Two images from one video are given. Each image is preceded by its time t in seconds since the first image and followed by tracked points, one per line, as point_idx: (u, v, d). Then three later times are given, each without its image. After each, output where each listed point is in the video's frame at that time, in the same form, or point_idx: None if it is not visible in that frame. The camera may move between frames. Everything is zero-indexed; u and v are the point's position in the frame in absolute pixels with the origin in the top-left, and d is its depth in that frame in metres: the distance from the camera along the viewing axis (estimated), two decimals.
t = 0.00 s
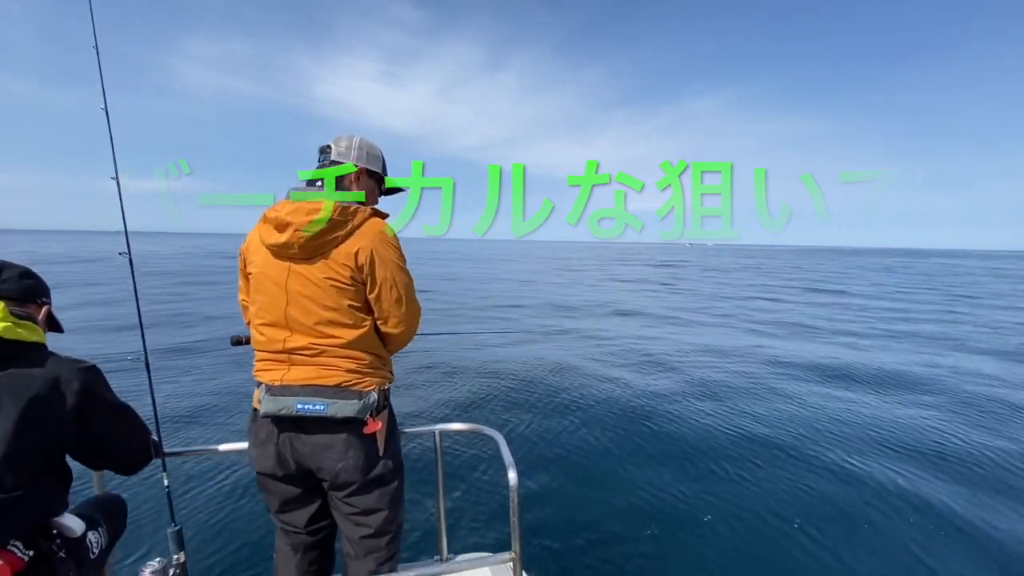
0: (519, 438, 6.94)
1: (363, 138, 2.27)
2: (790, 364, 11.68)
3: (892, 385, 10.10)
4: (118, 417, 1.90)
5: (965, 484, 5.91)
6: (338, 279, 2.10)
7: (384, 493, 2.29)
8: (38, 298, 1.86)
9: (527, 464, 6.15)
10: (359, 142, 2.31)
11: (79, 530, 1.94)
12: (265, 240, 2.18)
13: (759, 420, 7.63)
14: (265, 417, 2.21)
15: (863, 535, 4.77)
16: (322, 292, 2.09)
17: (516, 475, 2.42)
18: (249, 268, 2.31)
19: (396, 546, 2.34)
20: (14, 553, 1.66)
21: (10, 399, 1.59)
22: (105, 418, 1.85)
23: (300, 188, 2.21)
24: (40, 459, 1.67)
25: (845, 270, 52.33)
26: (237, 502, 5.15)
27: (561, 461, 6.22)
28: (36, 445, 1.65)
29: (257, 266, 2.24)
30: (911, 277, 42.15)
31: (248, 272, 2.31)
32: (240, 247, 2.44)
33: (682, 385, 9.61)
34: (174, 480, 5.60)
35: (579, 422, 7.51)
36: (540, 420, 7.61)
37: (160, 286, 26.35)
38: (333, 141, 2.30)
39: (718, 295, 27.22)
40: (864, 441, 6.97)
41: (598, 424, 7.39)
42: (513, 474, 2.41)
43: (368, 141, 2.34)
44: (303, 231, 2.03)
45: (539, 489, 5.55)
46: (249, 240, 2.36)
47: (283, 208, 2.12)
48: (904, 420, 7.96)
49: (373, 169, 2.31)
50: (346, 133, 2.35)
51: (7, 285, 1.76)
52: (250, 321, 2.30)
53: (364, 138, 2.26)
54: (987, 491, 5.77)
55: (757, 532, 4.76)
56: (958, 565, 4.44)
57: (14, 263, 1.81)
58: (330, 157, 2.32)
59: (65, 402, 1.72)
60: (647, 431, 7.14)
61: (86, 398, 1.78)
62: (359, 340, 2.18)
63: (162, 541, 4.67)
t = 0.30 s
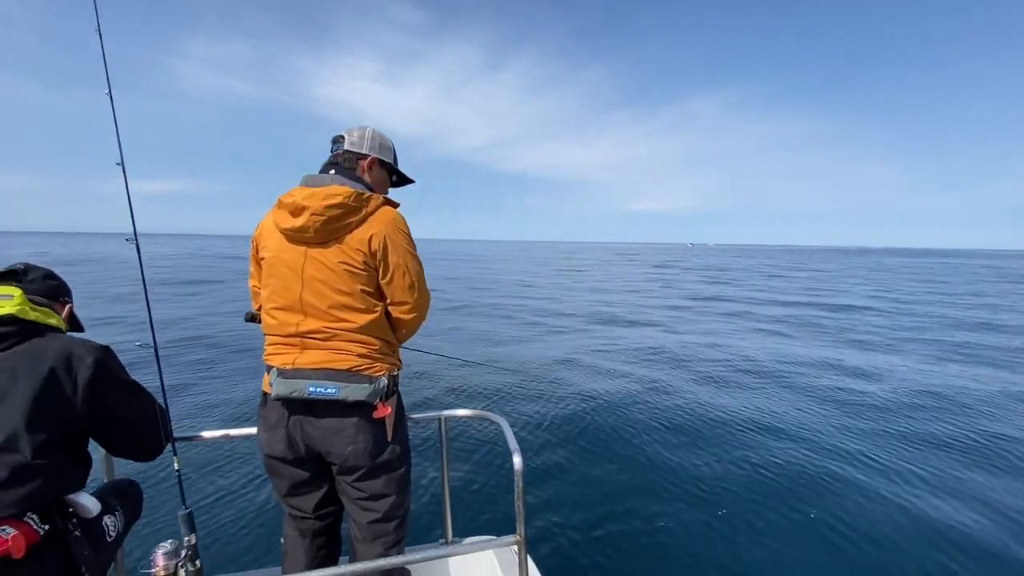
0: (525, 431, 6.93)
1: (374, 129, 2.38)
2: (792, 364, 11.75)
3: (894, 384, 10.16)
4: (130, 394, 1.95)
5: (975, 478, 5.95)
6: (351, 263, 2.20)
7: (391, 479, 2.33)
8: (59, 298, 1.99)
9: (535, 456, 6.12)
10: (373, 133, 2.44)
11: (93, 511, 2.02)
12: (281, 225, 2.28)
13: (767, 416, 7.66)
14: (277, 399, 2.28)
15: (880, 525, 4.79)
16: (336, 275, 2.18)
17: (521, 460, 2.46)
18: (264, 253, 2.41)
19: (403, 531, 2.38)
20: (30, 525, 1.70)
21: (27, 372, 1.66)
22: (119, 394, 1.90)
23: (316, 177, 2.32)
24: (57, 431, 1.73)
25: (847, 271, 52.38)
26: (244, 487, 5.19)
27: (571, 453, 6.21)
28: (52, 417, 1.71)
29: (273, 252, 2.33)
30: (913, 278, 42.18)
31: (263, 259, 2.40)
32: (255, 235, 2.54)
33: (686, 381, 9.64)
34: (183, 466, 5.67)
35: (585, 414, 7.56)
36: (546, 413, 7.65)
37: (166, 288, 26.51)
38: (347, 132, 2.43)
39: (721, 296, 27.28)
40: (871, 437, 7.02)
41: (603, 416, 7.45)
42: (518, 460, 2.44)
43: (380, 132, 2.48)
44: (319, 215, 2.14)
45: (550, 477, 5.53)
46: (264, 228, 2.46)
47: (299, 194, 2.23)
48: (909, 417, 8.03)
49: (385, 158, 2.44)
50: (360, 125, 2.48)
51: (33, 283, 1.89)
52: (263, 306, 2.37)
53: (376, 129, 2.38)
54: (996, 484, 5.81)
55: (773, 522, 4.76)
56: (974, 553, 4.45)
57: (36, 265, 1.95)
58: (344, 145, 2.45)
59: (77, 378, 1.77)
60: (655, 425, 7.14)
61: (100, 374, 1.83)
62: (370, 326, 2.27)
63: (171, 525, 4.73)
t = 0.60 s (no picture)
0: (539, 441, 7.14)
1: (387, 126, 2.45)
2: (795, 364, 11.77)
3: (898, 383, 10.16)
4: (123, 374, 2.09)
5: (979, 484, 6.11)
6: (361, 257, 2.25)
7: (396, 471, 2.37)
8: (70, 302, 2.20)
9: (549, 470, 6.32)
10: (386, 130, 2.51)
11: (101, 496, 2.06)
12: (292, 217, 2.33)
13: (774, 424, 7.83)
14: (285, 390, 2.33)
15: (885, 541, 4.97)
16: (345, 268, 2.23)
17: (522, 452, 2.49)
18: (274, 245, 2.45)
19: (407, 524, 2.42)
20: (32, 502, 1.85)
21: (18, 353, 1.84)
22: (111, 373, 2.04)
23: (328, 170, 2.37)
24: (50, 409, 1.90)
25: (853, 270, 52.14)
26: (252, 475, 5.25)
27: (583, 466, 6.41)
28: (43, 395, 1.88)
29: (283, 244, 2.37)
30: (920, 276, 41.95)
31: (273, 250, 2.45)
32: (267, 227, 2.59)
33: (693, 386, 9.82)
34: (189, 454, 5.74)
35: (590, 427, 7.65)
36: (551, 425, 7.73)
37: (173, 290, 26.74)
38: (360, 128, 2.49)
39: (726, 296, 27.24)
40: (876, 442, 7.17)
41: (607, 430, 7.54)
42: (519, 450, 2.48)
43: (393, 129, 2.55)
44: (329, 209, 2.18)
45: (565, 494, 5.74)
46: (276, 220, 2.51)
47: (311, 187, 2.28)
48: (913, 418, 8.17)
49: (397, 155, 2.50)
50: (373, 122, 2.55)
51: (43, 286, 2.11)
52: (273, 298, 2.42)
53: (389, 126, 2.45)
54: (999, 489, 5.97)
55: (781, 539, 4.95)
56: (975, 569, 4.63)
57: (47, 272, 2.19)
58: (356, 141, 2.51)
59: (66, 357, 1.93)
60: (665, 436, 7.33)
61: (88, 354, 1.98)
62: (377, 319, 2.30)
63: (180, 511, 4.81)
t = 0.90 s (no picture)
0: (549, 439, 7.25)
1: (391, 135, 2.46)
2: (793, 365, 11.80)
3: (898, 384, 10.23)
4: (117, 370, 2.17)
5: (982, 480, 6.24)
6: (360, 266, 2.26)
7: (394, 480, 2.38)
8: (74, 319, 2.33)
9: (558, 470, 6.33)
10: (391, 139, 2.52)
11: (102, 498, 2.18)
12: (293, 226, 2.34)
13: (779, 422, 7.96)
14: (283, 400, 2.35)
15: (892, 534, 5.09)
16: (344, 278, 2.24)
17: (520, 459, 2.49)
18: (275, 253, 2.47)
19: (405, 532, 2.44)
20: (31, 499, 1.98)
21: (13, 355, 1.97)
22: (104, 369, 2.13)
23: (329, 179, 2.39)
24: (45, 406, 2.02)
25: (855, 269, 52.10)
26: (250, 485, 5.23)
27: (594, 462, 6.53)
28: (37, 392, 2.00)
29: (284, 252, 2.39)
30: (921, 274, 41.85)
31: (274, 258, 2.47)
32: (268, 234, 2.61)
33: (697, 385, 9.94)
34: (188, 461, 5.72)
35: (595, 428, 7.68)
36: (556, 427, 7.75)
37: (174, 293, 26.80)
38: (366, 136, 2.50)
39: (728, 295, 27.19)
40: (880, 441, 7.30)
41: (613, 430, 7.58)
42: (516, 458, 2.48)
43: (398, 138, 2.56)
44: (329, 218, 2.20)
45: (577, 490, 5.86)
46: (277, 227, 2.53)
47: (311, 196, 2.29)
48: (916, 417, 8.29)
49: (402, 164, 2.52)
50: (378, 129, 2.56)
51: (53, 305, 2.27)
52: (273, 305, 2.44)
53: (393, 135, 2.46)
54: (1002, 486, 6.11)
55: (796, 537, 5.00)
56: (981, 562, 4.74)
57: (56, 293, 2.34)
58: (361, 149, 2.52)
59: (58, 356, 2.05)
60: (672, 434, 7.45)
61: (78, 351, 2.09)
62: (376, 328, 2.32)
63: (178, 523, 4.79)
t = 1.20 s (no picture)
0: (561, 443, 7.31)
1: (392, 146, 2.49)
2: (797, 365, 11.82)
3: (902, 384, 10.27)
4: (118, 375, 2.21)
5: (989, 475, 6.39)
6: (359, 276, 2.27)
7: (395, 489, 2.40)
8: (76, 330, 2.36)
9: (571, 475, 6.38)
10: (392, 149, 2.54)
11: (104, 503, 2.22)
12: (293, 237, 2.36)
13: (787, 422, 8.07)
14: (285, 410, 2.36)
15: (907, 530, 5.22)
16: (343, 288, 2.25)
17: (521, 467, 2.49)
18: (277, 264, 2.50)
19: (407, 540, 2.46)
20: (35, 502, 2.01)
21: (13, 363, 2.00)
22: (104, 375, 2.16)
23: (329, 190, 2.40)
24: (47, 411, 2.04)
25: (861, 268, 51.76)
26: (254, 493, 5.25)
27: (608, 465, 6.60)
28: (40, 398, 2.02)
29: (284, 263, 2.41)
30: (928, 273, 41.54)
31: (276, 268, 2.48)
32: (269, 245, 2.63)
33: (704, 385, 10.04)
34: (193, 470, 5.76)
35: (604, 431, 7.75)
36: (565, 431, 7.80)
37: (179, 296, 26.97)
38: (367, 145, 2.51)
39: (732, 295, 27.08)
40: (888, 439, 7.43)
41: (622, 433, 7.64)
42: (517, 465, 2.48)
43: (399, 149, 2.58)
44: (328, 229, 2.21)
45: (595, 493, 5.92)
46: (278, 238, 2.55)
47: (310, 207, 2.31)
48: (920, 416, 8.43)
49: (403, 174, 2.54)
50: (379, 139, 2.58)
51: (54, 318, 2.31)
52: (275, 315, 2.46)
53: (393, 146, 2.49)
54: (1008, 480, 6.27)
55: (815, 539, 5.06)
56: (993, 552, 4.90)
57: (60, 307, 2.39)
58: (362, 159, 2.53)
59: (59, 363, 2.08)
60: (682, 435, 7.54)
61: (79, 358, 2.12)
62: (376, 338, 2.33)
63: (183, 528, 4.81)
